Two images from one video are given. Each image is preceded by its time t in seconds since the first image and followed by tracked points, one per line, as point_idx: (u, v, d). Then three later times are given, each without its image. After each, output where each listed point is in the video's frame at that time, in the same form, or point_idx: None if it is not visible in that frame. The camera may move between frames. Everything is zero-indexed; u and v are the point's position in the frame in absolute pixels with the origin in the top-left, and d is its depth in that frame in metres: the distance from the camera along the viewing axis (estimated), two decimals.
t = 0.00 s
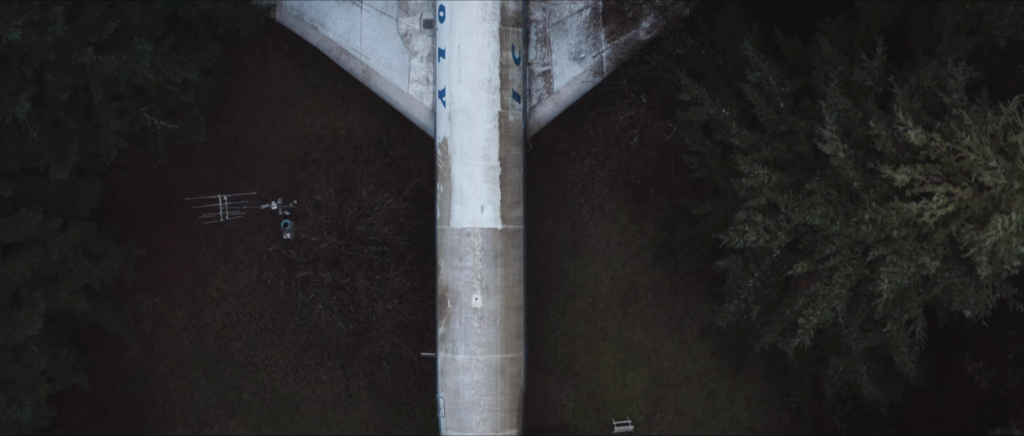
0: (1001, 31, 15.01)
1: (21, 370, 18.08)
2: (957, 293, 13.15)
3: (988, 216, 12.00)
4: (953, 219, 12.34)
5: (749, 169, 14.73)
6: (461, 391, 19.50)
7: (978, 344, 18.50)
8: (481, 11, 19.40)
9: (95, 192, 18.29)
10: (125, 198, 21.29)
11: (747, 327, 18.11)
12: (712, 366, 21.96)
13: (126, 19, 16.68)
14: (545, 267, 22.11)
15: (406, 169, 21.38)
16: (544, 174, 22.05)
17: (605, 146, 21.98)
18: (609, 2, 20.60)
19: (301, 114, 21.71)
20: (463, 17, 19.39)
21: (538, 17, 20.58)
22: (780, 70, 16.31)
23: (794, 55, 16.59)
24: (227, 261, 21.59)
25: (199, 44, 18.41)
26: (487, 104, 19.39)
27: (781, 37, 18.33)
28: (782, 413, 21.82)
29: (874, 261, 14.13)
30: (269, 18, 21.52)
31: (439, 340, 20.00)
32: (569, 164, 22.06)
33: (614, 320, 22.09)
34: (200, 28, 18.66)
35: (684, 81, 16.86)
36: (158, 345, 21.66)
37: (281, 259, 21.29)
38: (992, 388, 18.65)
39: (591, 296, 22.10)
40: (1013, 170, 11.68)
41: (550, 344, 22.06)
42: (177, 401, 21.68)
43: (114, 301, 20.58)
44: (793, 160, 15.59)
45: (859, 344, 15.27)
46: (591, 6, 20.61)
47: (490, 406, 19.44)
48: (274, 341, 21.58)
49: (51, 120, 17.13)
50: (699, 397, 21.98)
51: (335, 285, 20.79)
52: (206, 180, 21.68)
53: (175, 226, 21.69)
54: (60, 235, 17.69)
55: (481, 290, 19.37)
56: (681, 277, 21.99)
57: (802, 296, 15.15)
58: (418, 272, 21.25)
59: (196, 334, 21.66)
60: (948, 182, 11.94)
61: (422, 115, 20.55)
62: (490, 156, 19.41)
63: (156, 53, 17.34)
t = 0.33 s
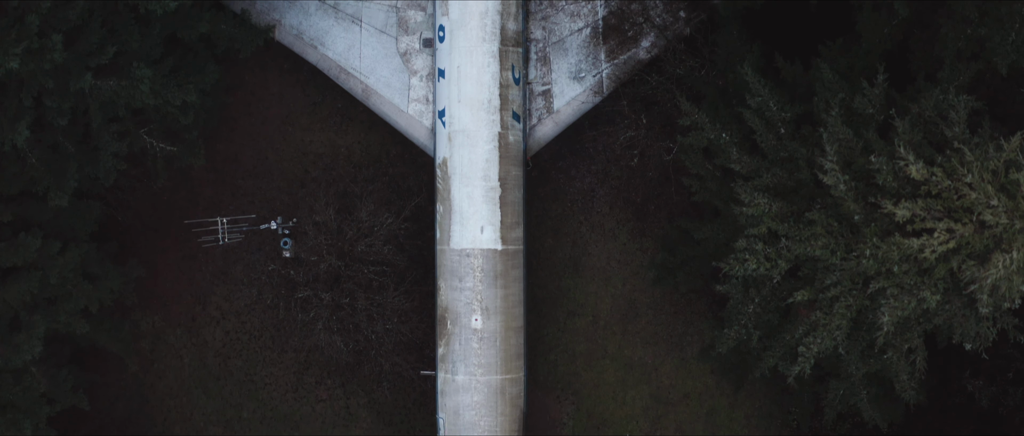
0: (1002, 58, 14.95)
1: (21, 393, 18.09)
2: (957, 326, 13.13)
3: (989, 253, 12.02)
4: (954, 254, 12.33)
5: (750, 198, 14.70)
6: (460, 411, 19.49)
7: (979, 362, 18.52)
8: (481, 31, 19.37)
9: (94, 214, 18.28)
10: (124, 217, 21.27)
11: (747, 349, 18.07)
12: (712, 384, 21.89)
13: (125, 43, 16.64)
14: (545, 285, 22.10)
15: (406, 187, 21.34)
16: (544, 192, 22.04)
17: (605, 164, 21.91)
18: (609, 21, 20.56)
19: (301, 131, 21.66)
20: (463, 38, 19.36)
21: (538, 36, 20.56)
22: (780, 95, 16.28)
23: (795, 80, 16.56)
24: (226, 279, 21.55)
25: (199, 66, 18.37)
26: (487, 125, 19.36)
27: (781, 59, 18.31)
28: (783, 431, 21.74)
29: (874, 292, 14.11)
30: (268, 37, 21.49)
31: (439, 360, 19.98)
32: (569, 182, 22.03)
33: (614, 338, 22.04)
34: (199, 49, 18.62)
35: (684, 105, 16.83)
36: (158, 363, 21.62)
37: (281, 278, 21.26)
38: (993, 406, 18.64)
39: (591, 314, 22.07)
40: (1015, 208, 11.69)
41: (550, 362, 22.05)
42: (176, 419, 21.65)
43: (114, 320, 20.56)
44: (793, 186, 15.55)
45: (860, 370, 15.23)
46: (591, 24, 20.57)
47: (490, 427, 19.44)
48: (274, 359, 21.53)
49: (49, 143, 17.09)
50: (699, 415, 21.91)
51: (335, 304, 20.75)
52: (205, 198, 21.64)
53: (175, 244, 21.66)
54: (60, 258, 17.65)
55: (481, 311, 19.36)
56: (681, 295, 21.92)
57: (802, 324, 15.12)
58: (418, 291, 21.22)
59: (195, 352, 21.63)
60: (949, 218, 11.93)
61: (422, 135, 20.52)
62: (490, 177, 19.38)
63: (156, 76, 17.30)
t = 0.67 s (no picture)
0: (1004, 86, 14.90)
1: (20, 416, 18.17)
2: (958, 359, 13.10)
3: (990, 290, 12.03)
4: (955, 290, 12.33)
5: (750, 227, 14.67)
6: (461, 432, 19.49)
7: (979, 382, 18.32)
8: (481, 52, 19.34)
9: (94, 237, 18.27)
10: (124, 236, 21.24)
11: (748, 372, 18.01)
12: (713, 402, 21.81)
13: (125, 67, 16.59)
14: (545, 303, 22.08)
15: (406, 206, 21.31)
16: (544, 210, 22.01)
17: (605, 182, 21.87)
18: (609, 40, 20.51)
19: (300, 150, 21.62)
20: (463, 59, 19.32)
21: (539, 55, 20.51)
22: (781, 121, 16.25)
23: (796, 105, 16.53)
24: (226, 297, 21.52)
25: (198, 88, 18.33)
26: (487, 146, 19.33)
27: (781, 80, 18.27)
28: None
29: (875, 323, 14.09)
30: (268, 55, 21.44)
31: (439, 381, 19.95)
32: (569, 200, 22.00)
33: (614, 356, 22.00)
34: (199, 70, 18.57)
35: (685, 130, 16.80)
36: (158, 382, 21.58)
37: (281, 297, 21.25)
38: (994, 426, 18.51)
39: (591, 332, 22.05)
40: (1017, 247, 11.72)
41: (550, 380, 22.03)
42: None
43: (114, 340, 20.53)
44: (795, 214, 15.52)
45: (861, 398, 15.19)
46: (591, 44, 20.52)
47: None
48: (274, 377, 21.48)
49: (49, 167, 17.05)
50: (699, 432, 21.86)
51: (335, 323, 20.73)
52: (205, 217, 21.60)
53: (175, 263, 21.63)
54: (59, 281, 17.62)
55: (481, 333, 19.35)
56: (681, 312, 21.86)
57: (803, 352, 15.08)
58: (418, 310, 21.20)
59: (196, 371, 21.59)
60: (950, 255, 11.94)
61: (422, 155, 20.49)
62: (490, 198, 19.35)
63: (156, 99, 17.26)
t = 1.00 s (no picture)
0: (1006, 113, 14.84)
1: None
2: (959, 392, 13.05)
3: (992, 326, 12.00)
4: (956, 326, 12.34)
5: (751, 256, 14.64)
6: None
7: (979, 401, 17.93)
8: (481, 72, 19.30)
9: (94, 260, 18.26)
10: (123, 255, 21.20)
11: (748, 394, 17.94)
12: (713, 420, 21.74)
13: (125, 91, 16.54)
14: (545, 321, 22.05)
15: (406, 224, 21.29)
16: (544, 228, 22.00)
17: (605, 200, 21.84)
18: (609, 59, 20.46)
19: (300, 168, 21.58)
20: (463, 79, 19.29)
21: (539, 74, 20.46)
22: (782, 146, 16.22)
23: (797, 129, 16.50)
24: (226, 316, 21.47)
25: (197, 110, 18.28)
26: (487, 166, 19.30)
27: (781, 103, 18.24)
28: None
29: (876, 353, 14.04)
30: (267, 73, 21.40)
31: (439, 401, 19.94)
32: (569, 218, 21.97)
33: (614, 374, 21.94)
34: (198, 91, 18.50)
35: (685, 154, 16.77)
36: (158, 399, 21.54)
37: (280, 317, 21.22)
38: None
39: (591, 350, 21.99)
40: (1018, 287, 11.78)
41: (550, 398, 22.00)
42: None
43: (114, 359, 20.49)
44: (796, 240, 15.49)
45: (862, 425, 15.13)
46: (591, 62, 20.48)
47: None
48: (273, 396, 21.41)
49: (48, 191, 17.00)
50: None
51: (334, 343, 20.72)
52: (205, 235, 21.56)
53: (175, 281, 21.57)
54: (59, 304, 17.59)
55: (481, 354, 19.34)
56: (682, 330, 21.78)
57: (804, 380, 15.03)
58: (418, 329, 21.17)
59: (196, 388, 21.54)
60: (950, 292, 11.96)
61: (422, 174, 20.45)
62: (490, 219, 19.32)
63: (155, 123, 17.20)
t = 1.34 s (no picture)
0: (1008, 141, 14.79)
1: None
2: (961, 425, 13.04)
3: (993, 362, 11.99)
4: (958, 362, 12.36)
5: (752, 285, 14.65)
6: None
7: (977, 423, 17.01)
8: (481, 92, 19.27)
9: (94, 282, 18.23)
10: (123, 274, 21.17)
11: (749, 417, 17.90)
12: None
13: (123, 116, 16.48)
14: (545, 339, 22.02)
15: (406, 242, 21.29)
16: (544, 245, 21.97)
17: (605, 218, 21.81)
18: (610, 78, 20.44)
19: (300, 186, 21.55)
20: (463, 100, 19.26)
21: (539, 93, 20.41)
22: (783, 171, 16.20)
23: (798, 153, 16.49)
24: (226, 334, 21.41)
25: (197, 132, 18.23)
26: (487, 187, 19.27)
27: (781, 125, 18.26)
28: None
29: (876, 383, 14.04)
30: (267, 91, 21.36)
31: (439, 421, 19.95)
32: (569, 236, 21.95)
33: (615, 392, 21.90)
34: (198, 112, 18.45)
35: (686, 179, 16.74)
36: (158, 417, 21.51)
37: (280, 336, 21.18)
38: None
39: (592, 367, 21.95)
40: (1019, 326, 11.85)
41: (550, 415, 21.99)
42: None
43: (114, 379, 20.45)
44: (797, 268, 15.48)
45: None
46: (591, 82, 20.44)
47: None
48: (273, 413, 21.36)
49: (48, 215, 16.95)
50: None
51: (334, 361, 20.69)
52: (205, 253, 21.51)
53: (175, 299, 21.52)
54: (60, 327, 17.58)
55: (481, 374, 19.34)
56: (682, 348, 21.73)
57: (805, 407, 15.00)
58: (418, 347, 21.16)
59: (196, 406, 21.50)
60: (951, 328, 11.98)
61: (422, 194, 20.43)
62: (490, 239, 19.31)
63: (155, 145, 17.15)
